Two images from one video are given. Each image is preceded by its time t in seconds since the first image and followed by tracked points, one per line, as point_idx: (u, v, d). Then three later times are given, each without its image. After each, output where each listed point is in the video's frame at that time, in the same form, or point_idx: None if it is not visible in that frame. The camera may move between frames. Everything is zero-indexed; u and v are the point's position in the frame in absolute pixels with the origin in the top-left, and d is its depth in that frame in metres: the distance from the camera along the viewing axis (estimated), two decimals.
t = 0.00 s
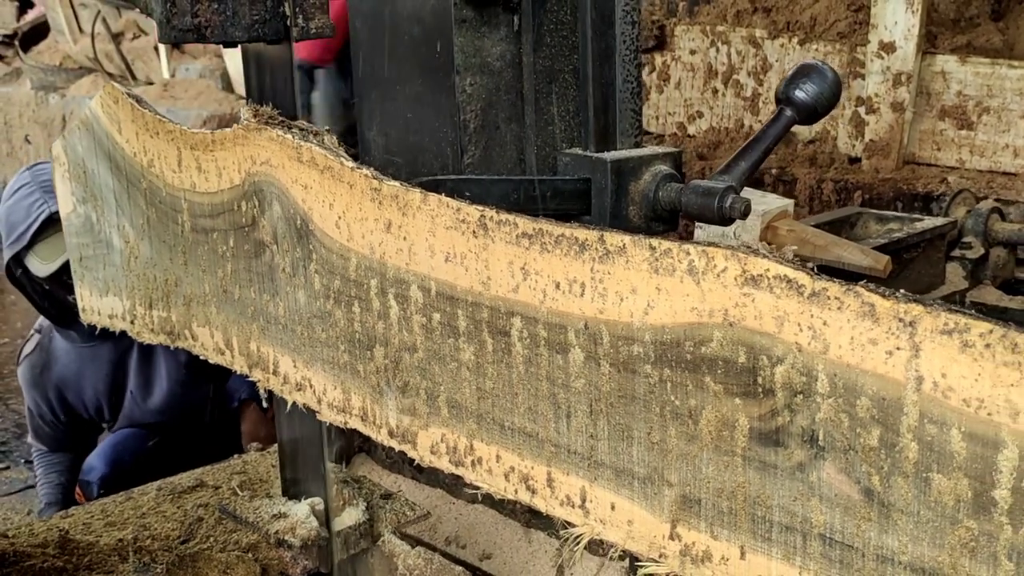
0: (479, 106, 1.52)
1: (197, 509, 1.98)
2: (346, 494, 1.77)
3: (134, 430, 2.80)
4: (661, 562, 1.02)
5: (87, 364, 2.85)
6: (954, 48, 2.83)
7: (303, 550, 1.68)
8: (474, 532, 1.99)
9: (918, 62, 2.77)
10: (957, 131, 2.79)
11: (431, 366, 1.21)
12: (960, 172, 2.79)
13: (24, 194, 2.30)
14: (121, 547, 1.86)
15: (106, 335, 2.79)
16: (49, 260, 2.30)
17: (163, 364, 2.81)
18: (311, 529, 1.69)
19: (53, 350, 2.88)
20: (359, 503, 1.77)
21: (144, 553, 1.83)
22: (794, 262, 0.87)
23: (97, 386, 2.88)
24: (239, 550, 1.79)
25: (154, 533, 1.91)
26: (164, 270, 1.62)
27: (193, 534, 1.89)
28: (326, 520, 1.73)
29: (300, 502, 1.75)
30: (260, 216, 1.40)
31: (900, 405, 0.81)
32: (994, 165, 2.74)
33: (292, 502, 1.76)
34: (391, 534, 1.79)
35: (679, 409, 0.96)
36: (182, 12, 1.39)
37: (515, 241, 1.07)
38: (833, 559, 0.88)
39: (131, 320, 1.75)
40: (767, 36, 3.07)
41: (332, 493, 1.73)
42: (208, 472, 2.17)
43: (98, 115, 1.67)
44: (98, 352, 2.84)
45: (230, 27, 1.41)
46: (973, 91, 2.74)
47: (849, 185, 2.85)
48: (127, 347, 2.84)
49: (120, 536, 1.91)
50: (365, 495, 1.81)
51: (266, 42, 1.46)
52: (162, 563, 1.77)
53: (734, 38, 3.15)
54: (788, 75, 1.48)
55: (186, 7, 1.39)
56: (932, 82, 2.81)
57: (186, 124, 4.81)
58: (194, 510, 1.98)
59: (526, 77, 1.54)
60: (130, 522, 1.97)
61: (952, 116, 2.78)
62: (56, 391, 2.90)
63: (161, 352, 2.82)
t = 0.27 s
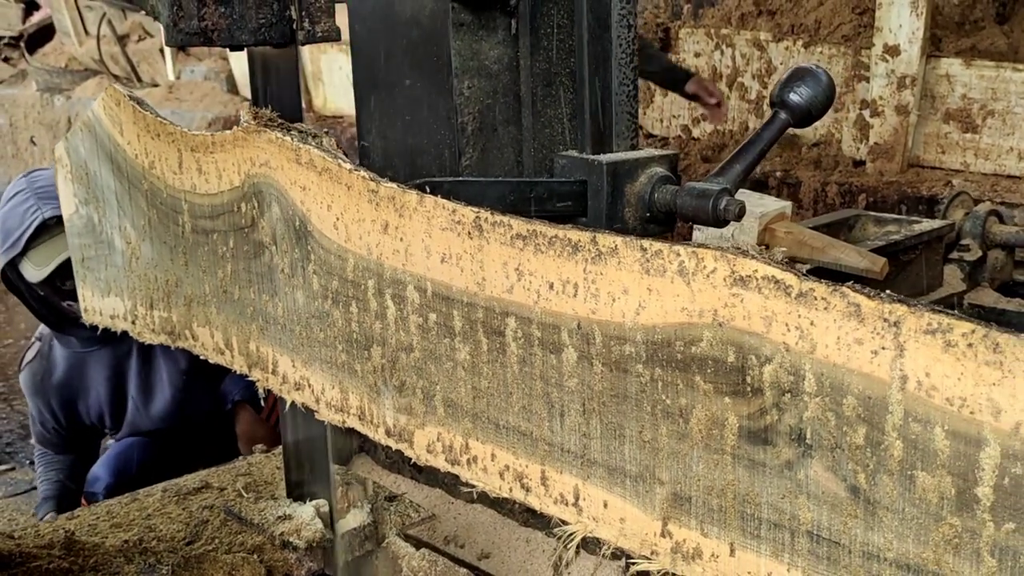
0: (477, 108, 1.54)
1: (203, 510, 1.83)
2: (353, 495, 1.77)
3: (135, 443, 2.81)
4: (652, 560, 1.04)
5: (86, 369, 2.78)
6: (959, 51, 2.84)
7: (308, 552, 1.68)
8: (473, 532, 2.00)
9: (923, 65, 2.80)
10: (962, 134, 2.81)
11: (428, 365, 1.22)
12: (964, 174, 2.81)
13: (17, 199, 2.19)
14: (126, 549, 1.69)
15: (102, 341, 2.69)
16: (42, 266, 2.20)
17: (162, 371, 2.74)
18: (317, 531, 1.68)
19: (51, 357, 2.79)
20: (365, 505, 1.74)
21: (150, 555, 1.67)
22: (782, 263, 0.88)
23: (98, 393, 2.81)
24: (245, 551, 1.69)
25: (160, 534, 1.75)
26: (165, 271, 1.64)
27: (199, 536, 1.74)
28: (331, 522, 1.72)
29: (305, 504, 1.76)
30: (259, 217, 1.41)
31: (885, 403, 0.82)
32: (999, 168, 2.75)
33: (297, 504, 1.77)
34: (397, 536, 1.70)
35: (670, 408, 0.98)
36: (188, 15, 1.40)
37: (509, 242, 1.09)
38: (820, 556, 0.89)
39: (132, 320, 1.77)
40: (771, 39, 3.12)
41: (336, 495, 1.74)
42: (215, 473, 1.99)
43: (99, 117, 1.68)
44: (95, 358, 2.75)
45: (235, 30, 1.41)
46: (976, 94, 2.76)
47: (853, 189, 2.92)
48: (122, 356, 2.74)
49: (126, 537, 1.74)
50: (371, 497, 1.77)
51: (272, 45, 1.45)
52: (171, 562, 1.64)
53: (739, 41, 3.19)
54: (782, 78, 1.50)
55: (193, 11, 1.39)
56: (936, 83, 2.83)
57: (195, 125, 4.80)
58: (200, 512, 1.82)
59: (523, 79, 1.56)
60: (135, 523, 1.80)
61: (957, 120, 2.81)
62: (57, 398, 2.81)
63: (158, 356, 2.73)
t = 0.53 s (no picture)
0: (472, 112, 1.55)
1: (202, 512, 1.74)
2: (351, 499, 1.76)
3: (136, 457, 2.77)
4: (642, 560, 1.05)
5: (79, 388, 2.69)
6: (959, 54, 2.84)
7: (308, 554, 1.59)
8: (470, 533, 2.01)
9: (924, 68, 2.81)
10: (962, 137, 2.82)
11: (422, 367, 1.23)
12: (964, 178, 2.82)
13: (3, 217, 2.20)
14: (126, 552, 1.63)
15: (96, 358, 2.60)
16: (26, 285, 2.18)
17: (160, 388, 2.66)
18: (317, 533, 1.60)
19: (42, 375, 2.70)
20: (364, 508, 1.72)
21: (150, 558, 1.61)
22: (768, 266, 0.89)
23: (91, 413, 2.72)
24: (245, 554, 1.61)
25: (159, 537, 1.68)
26: (163, 274, 1.65)
27: (199, 538, 1.67)
28: (331, 524, 1.64)
29: (304, 506, 1.67)
30: (256, 221, 1.43)
31: (868, 404, 0.83)
32: (1000, 171, 2.77)
33: (296, 507, 1.68)
34: (396, 538, 1.71)
35: (658, 409, 0.99)
36: (189, 20, 1.37)
37: (500, 245, 1.10)
38: (806, 555, 0.90)
39: (131, 323, 1.78)
40: (772, 41, 3.14)
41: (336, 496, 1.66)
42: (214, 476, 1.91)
43: (98, 121, 1.70)
44: (89, 375, 2.66)
45: (235, 36, 1.38)
46: (977, 96, 2.76)
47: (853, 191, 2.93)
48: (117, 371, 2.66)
49: (126, 540, 1.67)
50: (371, 500, 1.78)
51: (271, 51, 1.42)
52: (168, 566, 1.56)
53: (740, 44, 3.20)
54: (773, 83, 1.51)
55: (193, 16, 1.37)
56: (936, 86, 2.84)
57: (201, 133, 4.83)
58: (200, 514, 1.74)
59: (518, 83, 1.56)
60: (135, 526, 1.72)
61: (956, 122, 2.82)
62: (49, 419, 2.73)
63: (156, 370, 2.66)
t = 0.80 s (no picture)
0: (464, 113, 1.56)
1: (199, 513, 1.74)
2: (347, 498, 1.74)
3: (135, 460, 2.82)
4: (629, 557, 1.06)
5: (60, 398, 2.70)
6: (956, 54, 2.84)
7: (304, 554, 1.60)
8: (466, 533, 2.02)
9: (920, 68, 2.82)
10: (958, 137, 2.83)
11: (413, 367, 1.24)
12: (962, 178, 2.83)
13: (0, 226, 2.23)
14: (123, 552, 1.63)
15: (86, 366, 2.62)
16: (23, 294, 2.20)
17: (149, 395, 2.67)
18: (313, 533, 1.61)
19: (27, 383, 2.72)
20: (359, 507, 1.72)
21: (147, 557, 1.61)
22: (752, 266, 0.90)
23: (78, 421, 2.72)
24: (241, 554, 1.61)
25: (155, 537, 1.68)
26: (159, 275, 1.66)
27: (195, 538, 1.67)
28: (327, 524, 1.65)
29: (300, 506, 1.68)
30: (250, 222, 1.44)
31: (849, 403, 0.84)
32: (996, 171, 2.77)
33: (292, 507, 1.68)
34: (392, 538, 1.68)
35: (645, 408, 1.00)
36: (184, 24, 1.37)
37: (489, 245, 1.11)
38: (790, 552, 0.91)
39: (127, 323, 1.79)
40: (769, 42, 3.14)
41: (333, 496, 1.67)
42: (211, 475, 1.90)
43: (95, 123, 1.71)
44: (78, 384, 2.67)
45: (230, 39, 1.38)
46: (973, 97, 2.77)
47: (851, 191, 2.95)
48: (105, 381, 2.67)
49: (122, 539, 1.67)
50: (366, 500, 1.75)
51: (266, 53, 1.42)
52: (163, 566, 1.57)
53: (737, 45, 3.21)
54: (763, 85, 1.52)
55: (187, 20, 1.37)
56: (933, 86, 2.85)
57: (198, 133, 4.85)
58: (197, 514, 1.75)
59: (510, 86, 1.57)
60: (132, 526, 1.72)
61: (953, 123, 2.83)
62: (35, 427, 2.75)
63: (144, 376, 2.66)
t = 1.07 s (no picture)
0: (457, 113, 1.58)
1: (193, 511, 1.75)
2: (340, 497, 1.76)
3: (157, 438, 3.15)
4: (616, 555, 1.07)
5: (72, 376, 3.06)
6: (952, 53, 2.84)
7: (296, 552, 1.60)
8: (460, 530, 2.03)
9: (915, 67, 2.83)
10: (954, 136, 2.84)
11: (403, 366, 1.25)
12: (956, 176, 2.85)
13: None
14: (118, 550, 1.63)
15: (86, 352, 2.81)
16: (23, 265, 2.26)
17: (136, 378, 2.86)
18: (306, 532, 1.61)
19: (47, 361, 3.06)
20: (352, 506, 1.73)
21: (141, 555, 1.61)
22: (736, 266, 0.91)
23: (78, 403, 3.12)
24: (233, 552, 1.62)
25: (150, 535, 1.68)
26: (153, 274, 1.67)
27: (190, 537, 1.68)
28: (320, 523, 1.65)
29: (293, 505, 1.68)
30: (242, 222, 1.44)
31: (831, 401, 0.85)
32: (991, 170, 2.78)
33: (286, 506, 1.68)
34: (385, 536, 1.71)
35: (630, 407, 1.01)
36: (177, 25, 1.41)
37: (478, 245, 1.11)
38: (773, 549, 0.92)
39: (121, 323, 1.80)
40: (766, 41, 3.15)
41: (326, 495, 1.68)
42: (206, 474, 1.90)
43: (89, 124, 1.72)
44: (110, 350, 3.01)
45: (222, 39, 1.40)
46: (969, 96, 2.78)
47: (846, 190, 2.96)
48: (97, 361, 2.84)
49: (117, 538, 1.67)
50: (359, 498, 1.77)
51: (258, 53, 1.42)
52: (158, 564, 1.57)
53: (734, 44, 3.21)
54: (754, 85, 1.52)
55: (181, 21, 1.41)
56: (929, 85, 2.85)
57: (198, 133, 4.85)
58: (192, 513, 1.75)
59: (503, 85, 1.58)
60: (126, 524, 1.73)
61: (949, 121, 2.83)
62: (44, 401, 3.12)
63: (154, 372, 3.05)
